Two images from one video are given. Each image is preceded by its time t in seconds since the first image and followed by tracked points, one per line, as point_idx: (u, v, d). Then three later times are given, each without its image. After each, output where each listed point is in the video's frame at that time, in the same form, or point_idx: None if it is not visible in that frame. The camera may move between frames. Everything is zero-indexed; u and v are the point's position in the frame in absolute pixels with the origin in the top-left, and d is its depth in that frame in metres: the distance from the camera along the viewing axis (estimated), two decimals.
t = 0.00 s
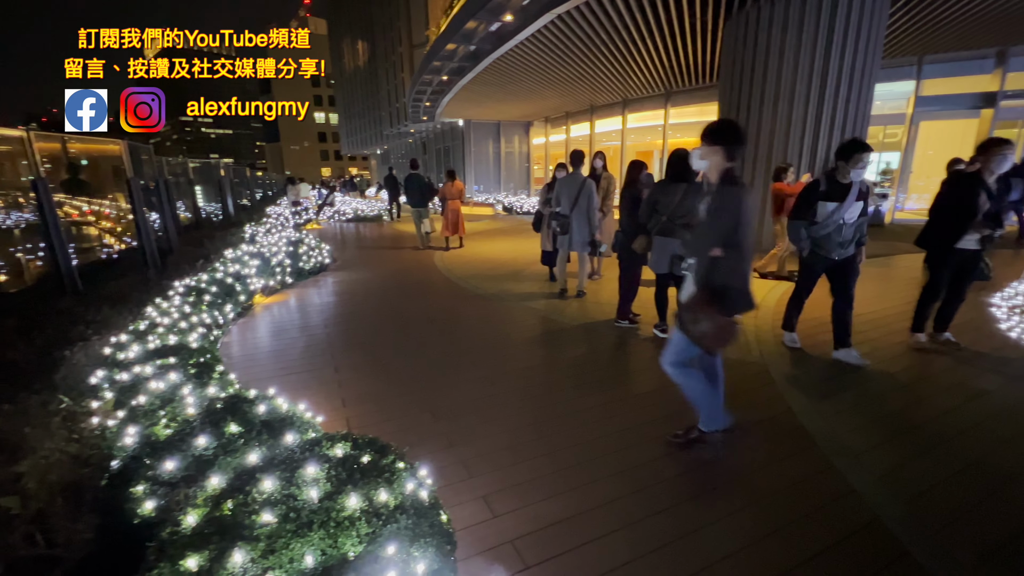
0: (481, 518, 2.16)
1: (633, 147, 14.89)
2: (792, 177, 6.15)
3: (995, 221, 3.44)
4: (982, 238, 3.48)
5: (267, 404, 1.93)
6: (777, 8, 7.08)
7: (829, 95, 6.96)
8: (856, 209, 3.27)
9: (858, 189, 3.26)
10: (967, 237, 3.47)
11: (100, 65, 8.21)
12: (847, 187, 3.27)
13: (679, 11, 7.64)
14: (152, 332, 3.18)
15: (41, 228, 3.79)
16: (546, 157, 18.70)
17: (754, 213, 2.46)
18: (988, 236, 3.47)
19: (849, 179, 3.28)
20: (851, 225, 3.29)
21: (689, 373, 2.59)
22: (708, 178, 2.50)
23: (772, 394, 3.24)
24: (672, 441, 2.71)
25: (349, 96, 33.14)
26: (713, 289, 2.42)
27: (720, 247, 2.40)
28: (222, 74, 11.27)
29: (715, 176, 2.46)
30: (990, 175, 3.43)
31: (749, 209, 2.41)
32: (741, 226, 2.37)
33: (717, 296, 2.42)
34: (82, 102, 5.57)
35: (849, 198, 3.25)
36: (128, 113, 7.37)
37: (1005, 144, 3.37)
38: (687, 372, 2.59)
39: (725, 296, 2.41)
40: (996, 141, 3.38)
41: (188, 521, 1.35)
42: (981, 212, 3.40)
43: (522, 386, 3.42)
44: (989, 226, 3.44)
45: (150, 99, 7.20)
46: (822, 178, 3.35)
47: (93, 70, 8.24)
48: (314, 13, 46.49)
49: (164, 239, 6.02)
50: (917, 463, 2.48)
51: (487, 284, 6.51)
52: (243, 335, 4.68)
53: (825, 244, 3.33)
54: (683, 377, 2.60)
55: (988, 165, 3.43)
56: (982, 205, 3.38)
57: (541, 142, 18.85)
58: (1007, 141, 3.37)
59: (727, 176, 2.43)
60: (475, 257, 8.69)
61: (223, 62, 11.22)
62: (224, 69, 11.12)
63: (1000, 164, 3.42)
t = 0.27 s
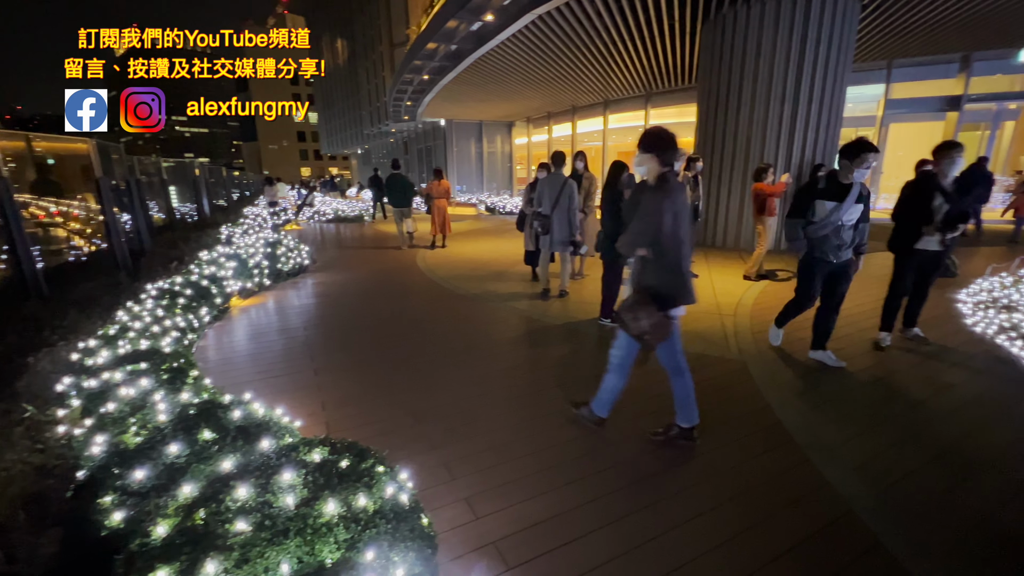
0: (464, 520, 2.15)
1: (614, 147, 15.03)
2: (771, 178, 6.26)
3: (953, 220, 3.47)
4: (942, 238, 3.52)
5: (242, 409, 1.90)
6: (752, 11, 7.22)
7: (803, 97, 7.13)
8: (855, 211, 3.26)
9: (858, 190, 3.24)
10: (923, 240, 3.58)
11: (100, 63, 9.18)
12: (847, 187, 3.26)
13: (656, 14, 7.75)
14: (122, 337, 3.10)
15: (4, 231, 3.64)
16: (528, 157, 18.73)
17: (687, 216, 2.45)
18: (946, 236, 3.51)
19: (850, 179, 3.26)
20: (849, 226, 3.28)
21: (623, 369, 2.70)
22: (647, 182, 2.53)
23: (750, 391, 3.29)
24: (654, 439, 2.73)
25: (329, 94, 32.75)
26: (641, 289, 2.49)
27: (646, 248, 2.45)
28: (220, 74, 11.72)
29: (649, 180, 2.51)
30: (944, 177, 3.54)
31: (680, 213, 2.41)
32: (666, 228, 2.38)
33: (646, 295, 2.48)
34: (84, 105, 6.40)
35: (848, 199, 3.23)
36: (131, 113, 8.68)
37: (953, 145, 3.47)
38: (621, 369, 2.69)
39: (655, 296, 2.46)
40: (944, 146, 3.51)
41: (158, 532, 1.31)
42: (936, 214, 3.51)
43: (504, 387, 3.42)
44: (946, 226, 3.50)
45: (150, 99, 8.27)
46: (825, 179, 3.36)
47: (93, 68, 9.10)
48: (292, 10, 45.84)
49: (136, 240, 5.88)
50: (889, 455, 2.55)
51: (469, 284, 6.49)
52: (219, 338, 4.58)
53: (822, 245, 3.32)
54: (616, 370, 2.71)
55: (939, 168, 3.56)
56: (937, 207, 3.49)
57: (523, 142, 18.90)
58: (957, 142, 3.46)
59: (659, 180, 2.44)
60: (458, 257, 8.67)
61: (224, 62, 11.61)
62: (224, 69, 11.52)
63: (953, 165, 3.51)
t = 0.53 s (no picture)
0: (446, 522, 2.14)
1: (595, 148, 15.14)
2: (748, 178, 6.38)
3: (906, 221, 3.60)
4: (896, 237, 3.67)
5: (216, 415, 1.86)
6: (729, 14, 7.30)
7: (778, 99, 7.30)
8: (850, 212, 3.21)
9: (852, 191, 3.18)
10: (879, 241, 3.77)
11: (99, 65, 9.65)
12: (841, 188, 3.18)
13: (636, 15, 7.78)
14: (89, 343, 3.00)
15: None
16: (510, 158, 18.73)
17: (617, 210, 2.49)
18: (898, 236, 3.66)
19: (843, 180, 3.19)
20: (843, 229, 3.22)
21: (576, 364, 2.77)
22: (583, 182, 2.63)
23: (729, 388, 3.35)
24: (635, 437, 2.76)
25: (308, 94, 32.30)
26: (580, 283, 2.54)
27: (574, 243, 2.53)
28: (220, 75, 11.39)
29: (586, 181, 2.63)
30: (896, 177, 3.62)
31: (608, 207, 2.47)
32: (592, 223, 2.45)
33: (583, 289, 2.53)
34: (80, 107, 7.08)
35: (844, 200, 3.15)
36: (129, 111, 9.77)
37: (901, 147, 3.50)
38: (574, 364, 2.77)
39: (592, 290, 2.50)
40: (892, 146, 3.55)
41: (126, 544, 1.26)
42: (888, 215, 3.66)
43: (487, 388, 3.41)
44: (898, 226, 3.64)
45: (150, 98, 9.11)
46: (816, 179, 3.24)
47: (91, 69, 9.53)
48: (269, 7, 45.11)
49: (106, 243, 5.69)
50: (862, 448, 2.63)
51: (452, 285, 6.46)
52: (194, 342, 4.47)
53: (821, 249, 3.20)
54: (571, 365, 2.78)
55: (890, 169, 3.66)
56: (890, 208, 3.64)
57: (505, 142, 18.92)
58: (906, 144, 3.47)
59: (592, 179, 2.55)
60: (441, 258, 8.63)
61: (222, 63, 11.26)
62: (224, 70, 11.14)
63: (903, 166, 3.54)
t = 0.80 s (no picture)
0: (427, 526, 2.12)
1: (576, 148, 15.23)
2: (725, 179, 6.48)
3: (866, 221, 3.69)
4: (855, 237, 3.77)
5: (187, 422, 1.81)
6: (705, 18, 7.41)
7: (753, 102, 7.46)
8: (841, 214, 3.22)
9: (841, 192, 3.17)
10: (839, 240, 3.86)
11: (99, 64, 9.47)
12: (833, 191, 3.12)
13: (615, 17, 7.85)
14: (52, 350, 2.88)
15: None
16: (491, 158, 18.71)
17: (564, 209, 2.67)
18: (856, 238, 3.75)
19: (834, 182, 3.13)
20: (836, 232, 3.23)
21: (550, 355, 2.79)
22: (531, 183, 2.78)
23: (708, 385, 3.40)
24: (616, 436, 2.78)
25: (285, 92, 31.75)
26: (532, 276, 2.69)
27: (524, 239, 2.71)
28: (220, 75, 10.95)
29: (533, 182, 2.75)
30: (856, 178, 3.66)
31: (554, 207, 2.64)
32: (539, 221, 2.62)
33: (534, 282, 2.69)
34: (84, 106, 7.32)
35: (837, 203, 3.13)
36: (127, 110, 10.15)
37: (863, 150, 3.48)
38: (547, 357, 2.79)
39: (543, 283, 2.66)
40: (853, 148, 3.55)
41: (89, 559, 1.18)
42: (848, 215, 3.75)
43: (468, 389, 3.39)
44: (857, 226, 3.72)
45: (149, 99, 9.51)
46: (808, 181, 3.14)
47: (91, 68, 9.31)
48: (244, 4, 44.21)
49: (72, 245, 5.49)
50: (834, 442, 2.70)
51: (433, 286, 6.43)
52: (166, 347, 4.34)
53: (820, 255, 3.14)
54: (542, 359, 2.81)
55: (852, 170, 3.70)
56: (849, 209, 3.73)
57: (486, 143, 18.91)
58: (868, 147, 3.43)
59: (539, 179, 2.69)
60: (422, 258, 8.57)
61: (223, 63, 10.81)
62: (224, 70, 10.74)
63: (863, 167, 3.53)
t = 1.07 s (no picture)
0: (408, 530, 2.10)
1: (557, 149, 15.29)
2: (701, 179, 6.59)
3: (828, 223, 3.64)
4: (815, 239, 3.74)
5: (156, 431, 1.76)
6: (682, 21, 7.52)
7: (728, 104, 7.60)
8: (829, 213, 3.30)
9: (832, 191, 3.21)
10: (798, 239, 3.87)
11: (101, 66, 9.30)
12: (828, 190, 3.16)
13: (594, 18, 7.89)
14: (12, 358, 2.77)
15: None
16: (472, 158, 18.66)
17: (516, 210, 2.71)
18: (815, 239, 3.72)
19: (829, 181, 3.16)
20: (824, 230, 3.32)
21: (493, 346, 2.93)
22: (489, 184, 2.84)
23: (686, 383, 3.45)
24: (597, 434, 2.80)
25: (261, 91, 31.15)
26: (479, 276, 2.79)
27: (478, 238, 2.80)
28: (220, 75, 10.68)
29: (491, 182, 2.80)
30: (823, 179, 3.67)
31: (504, 208, 2.68)
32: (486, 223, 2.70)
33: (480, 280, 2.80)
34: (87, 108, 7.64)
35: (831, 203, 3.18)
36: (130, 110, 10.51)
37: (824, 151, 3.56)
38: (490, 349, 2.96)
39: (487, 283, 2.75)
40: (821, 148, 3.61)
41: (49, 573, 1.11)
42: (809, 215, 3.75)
43: (448, 391, 3.37)
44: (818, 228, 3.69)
45: (149, 98, 10.00)
46: (807, 179, 3.11)
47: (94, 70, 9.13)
48: None
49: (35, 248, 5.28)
50: (808, 436, 2.77)
51: (414, 287, 6.38)
52: (136, 353, 4.21)
53: (813, 253, 3.23)
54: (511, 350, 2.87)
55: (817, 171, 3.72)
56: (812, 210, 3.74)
57: (467, 143, 18.87)
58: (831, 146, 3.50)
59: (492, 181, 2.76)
60: (403, 259, 8.50)
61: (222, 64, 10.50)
62: (224, 70, 10.48)
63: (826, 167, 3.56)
